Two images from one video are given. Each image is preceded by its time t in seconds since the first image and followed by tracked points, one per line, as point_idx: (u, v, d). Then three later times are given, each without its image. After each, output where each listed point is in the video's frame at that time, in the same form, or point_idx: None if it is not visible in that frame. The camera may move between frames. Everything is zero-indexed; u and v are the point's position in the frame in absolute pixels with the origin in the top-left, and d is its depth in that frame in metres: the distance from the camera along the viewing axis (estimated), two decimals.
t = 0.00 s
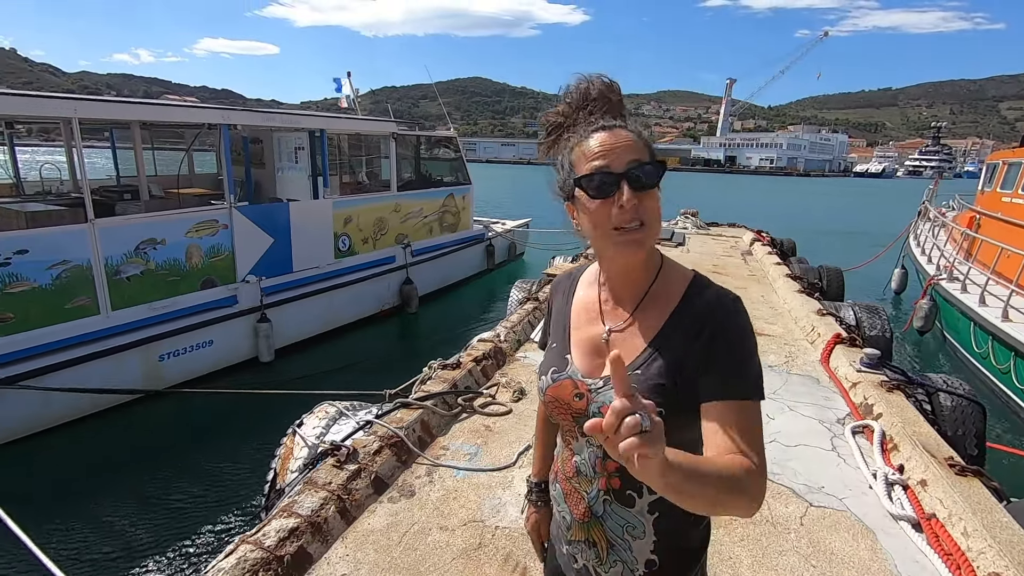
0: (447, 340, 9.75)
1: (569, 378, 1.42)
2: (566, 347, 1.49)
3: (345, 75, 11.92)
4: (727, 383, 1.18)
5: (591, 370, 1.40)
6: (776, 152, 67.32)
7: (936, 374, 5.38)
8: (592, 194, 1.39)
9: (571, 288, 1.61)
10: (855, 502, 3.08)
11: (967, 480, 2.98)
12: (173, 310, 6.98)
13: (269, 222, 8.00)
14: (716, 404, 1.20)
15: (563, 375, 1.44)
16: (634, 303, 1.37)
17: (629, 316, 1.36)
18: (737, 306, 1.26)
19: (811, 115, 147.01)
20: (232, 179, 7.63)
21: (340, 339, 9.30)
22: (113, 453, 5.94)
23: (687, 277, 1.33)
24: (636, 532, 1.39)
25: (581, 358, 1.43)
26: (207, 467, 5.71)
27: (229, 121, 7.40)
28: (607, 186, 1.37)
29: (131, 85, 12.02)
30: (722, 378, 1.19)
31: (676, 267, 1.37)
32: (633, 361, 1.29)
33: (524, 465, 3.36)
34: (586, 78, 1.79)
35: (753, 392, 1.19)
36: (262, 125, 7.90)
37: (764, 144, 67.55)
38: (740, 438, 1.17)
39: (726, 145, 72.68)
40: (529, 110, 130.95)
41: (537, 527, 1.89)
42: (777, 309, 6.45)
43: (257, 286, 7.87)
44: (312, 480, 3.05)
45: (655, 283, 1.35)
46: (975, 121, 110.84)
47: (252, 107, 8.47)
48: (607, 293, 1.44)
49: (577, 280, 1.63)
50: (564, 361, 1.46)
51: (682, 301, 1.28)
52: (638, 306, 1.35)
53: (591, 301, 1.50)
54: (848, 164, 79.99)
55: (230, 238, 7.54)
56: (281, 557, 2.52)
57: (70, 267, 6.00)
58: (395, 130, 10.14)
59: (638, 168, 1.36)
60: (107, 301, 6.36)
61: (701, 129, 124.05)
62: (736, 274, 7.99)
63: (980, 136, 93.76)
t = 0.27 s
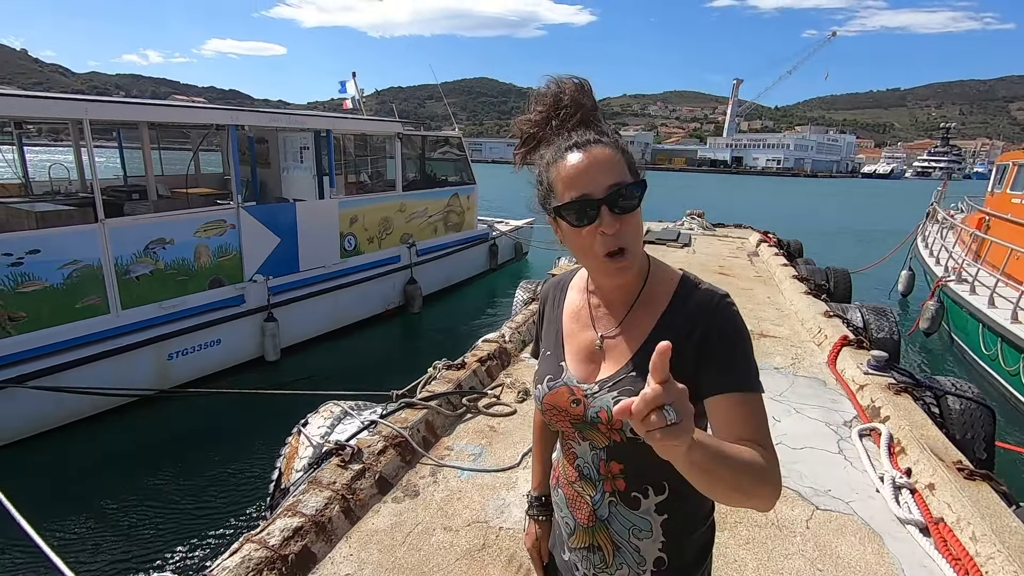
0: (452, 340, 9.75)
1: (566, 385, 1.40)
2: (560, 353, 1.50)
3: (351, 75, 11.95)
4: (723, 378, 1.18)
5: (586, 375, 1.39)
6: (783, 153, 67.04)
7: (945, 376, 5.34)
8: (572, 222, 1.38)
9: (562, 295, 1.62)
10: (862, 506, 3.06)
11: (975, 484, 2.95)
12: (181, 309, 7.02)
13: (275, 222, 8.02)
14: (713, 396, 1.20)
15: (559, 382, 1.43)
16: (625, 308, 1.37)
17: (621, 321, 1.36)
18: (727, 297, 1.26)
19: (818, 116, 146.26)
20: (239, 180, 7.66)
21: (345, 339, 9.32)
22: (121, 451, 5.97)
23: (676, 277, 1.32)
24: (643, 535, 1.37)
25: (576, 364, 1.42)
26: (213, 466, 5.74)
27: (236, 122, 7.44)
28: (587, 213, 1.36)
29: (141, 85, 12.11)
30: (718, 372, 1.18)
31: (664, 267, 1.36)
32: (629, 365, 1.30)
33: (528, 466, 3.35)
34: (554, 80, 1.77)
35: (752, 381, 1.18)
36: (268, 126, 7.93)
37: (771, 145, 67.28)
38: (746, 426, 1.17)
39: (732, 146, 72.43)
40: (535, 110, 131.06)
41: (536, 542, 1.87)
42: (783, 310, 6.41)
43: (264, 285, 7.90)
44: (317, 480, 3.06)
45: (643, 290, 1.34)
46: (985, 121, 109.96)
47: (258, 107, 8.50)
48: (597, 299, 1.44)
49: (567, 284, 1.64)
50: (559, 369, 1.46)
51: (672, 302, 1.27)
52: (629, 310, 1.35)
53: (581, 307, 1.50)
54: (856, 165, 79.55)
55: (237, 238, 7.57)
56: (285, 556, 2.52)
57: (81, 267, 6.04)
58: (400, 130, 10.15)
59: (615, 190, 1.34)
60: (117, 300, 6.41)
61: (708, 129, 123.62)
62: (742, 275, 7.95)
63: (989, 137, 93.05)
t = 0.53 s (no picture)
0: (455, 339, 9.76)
1: (563, 384, 1.41)
2: (563, 351, 1.51)
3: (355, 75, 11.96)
4: (718, 381, 1.15)
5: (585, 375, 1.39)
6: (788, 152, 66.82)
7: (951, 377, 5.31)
8: (576, 219, 1.34)
9: (570, 293, 1.62)
10: (867, 507, 3.05)
11: (982, 485, 2.93)
12: (188, 308, 7.05)
13: (279, 221, 8.03)
14: (704, 403, 1.17)
15: (559, 380, 1.44)
16: (625, 309, 1.36)
17: (621, 322, 1.36)
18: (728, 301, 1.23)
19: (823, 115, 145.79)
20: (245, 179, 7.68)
21: (349, 338, 9.33)
22: (126, 450, 6.00)
23: (679, 276, 1.31)
24: (637, 536, 1.37)
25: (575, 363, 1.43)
26: (217, 465, 5.75)
27: (242, 122, 7.47)
28: (591, 211, 1.32)
29: (147, 85, 12.16)
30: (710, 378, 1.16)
31: (668, 268, 1.34)
32: (625, 367, 1.29)
33: (532, 466, 3.35)
34: (570, 70, 1.73)
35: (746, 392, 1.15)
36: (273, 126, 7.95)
37: (775, 144, 67.08)
38: (731, 437, 1.14)
39: (737, 145, 72.24)
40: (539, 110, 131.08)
41: (541, 529, 1.87)
42: (788, 310, 6.39)
43: (270, 284, 7.92)
44: (321, 479, 3.06)
45: (645, 292, 1.32)
46: (992, 121, 109.35)
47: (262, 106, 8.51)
48: (601, 298, 1.43)
49: (576, 284, 1.65)
50: (560, 366, 1.46)
51: (672, 302, 1.26)
52: (629, 311, 1.34)
53: (586, 305, 1.50)
54: (861, 164, 79.22)
55: (243, 237, 7.59)
56: (290, 554, 2.53)
57: (89, 266, 6.07)
58: (403, 130, 10.15)
59: (623, 191, 1.30)
60: (125, 299, 6.44)
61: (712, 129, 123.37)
62: (747, 275, 7.93)
63: (995, 136, 92.59)
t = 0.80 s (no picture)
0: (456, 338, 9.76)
1: (569, 380, 1.43)
2: (573, 346, 1.51)
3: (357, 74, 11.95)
4: (713, 409, 1.13)
5: (589, 374, 1.39)
6: (790, 152, 66.71)
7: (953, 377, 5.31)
8: (598, 214, 1.33)
9: (589, 291, 1.62)
10: (870, 507, 3.05)
11: (985, 486, 2.93)
12: (191, 307, 7.06)
13: (281, 220, 8.04)
14: (700, 434, 1.16)
15: (566, 375, 1.45)
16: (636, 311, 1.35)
17: (630, 323, 1.34)
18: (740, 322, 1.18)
19: (825, 115, 145.64)
20: (248, 178, 7.69)
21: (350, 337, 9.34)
22: (129, 449, 6.01)
23: (692, 285, 1.28)
24: (631, 538, 1.37)
25: (582, 361, 1.43)
26: (220, 464, 5.76)
27: (245, 121, 7.48)
28: (615, 210, 1.30)
29: (149, 84, 12.15)
30: (706, 404, 1.14)
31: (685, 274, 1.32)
32: (624, 372, 1.28)
33: (534, 465, 3.35)
34: (633, 52, 1.46)
35: (741, 426, 1.14)
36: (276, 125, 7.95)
37: (777, 144, 66.98)
38: (721, 471, 1.17)
39: (739, 145, 72.14)
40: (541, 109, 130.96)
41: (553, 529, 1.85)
42: (790, 310, 6.38)
43: (273, 283, 7.93)
44: (324, 478, 3.07)
45: (657, 295, 1.32)
46: (994, 121, 109.27)
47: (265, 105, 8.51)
48: (615, 296, 1.43)
49: (596, 284, 1.63)
50: (569, 362, 1.47)
51: (679, 312, 1.23)
52: (638, 315, 1.33)
53: (601, 303, 1.50)
54: (863, 164, 79.08)
55: (246, 236, 7.60)
56: (293, 553, 2.53)
57: (94, 266, 6.08)
58: (405, 129, 10.15)
59: (650, 196, 1.28)
60: (129, 298, 6.45)
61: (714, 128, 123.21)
62: (749, 274, 7.92)
63: (998, 136, 92.42)
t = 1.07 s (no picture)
0: (456, 337, 9.77)
1: (577, 376, 1.43)
2: (582, 344, 1.51)
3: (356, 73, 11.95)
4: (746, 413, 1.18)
5: (600, 372, 1.39)
6: (790, 152, 66.69)
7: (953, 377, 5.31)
8: (630, 209, 1.31)
9: (600, 289, 1.62)
10: (870, 507, 3.05)
11: (985, 486, 2.93)
12: (193, 306, 7.06)
13: (281, 220, 8.04)
14: (735, 440, 1.22)
15: (573, 371, 1.46)
16: (653, 310, 1.35)
17: (645, 322, 1.35)
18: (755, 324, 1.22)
19: (825, 115, 145.66)
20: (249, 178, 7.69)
21: (350, 336, 9.34)
22: (130, 448, 6.01)
23: (711, 290, 1.30)
24: (626, 533, 1.37)
25: (592, 357, 1.43)
26: (220, 464, 5.76)
27: (246, 121, 7.48)
28: (647, 208, 1.29)
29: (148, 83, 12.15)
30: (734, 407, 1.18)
31: (703, 278, 1.33)
32: (639, 371, 1.28)
33: (534, 464, 3.36)
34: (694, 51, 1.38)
35: (775, 424, 1.19)
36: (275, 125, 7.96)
37: (777, 143, 66.96)
38: (760, 473, 1.23)
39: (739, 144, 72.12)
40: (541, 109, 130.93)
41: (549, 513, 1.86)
42: (790, 310, 6.39)
43: (274, 283, 7.93)
44: (324, 477, 3.08)
45: (677, 295, 1.32)
46: (994, 121, 109.23)
47: (264, 104, 8.51)
48: (629, 296, 1.43)
49: (606, 281, 1.63)
50: (577, 358, 1.48)
51: (701, 316, 1.24)
52: (656, 316, 1.33)
53: (612, 302, 1.49)
54: (863, 164, 79.05)
55: (247, 236, 7.61)
56: (294, 552, 2.54)
57: (95, 265, 6.08)
58: (404, 128, 10.15)
59: (686, 199, 1.27)
60: (131, 298, 6.46)
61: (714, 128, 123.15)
62: (749, 274, 7.93)
63: (998, 135, 92.37)
